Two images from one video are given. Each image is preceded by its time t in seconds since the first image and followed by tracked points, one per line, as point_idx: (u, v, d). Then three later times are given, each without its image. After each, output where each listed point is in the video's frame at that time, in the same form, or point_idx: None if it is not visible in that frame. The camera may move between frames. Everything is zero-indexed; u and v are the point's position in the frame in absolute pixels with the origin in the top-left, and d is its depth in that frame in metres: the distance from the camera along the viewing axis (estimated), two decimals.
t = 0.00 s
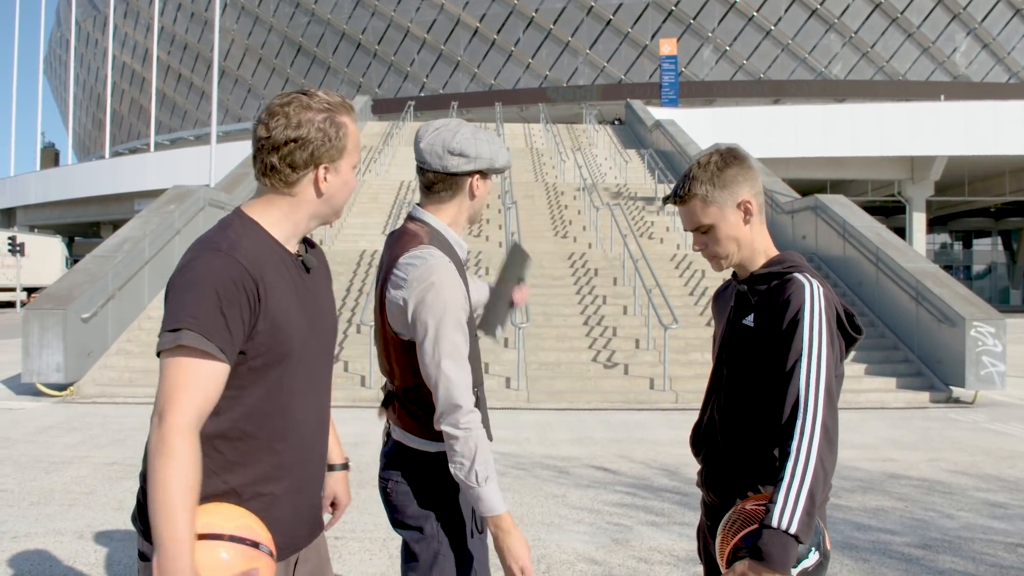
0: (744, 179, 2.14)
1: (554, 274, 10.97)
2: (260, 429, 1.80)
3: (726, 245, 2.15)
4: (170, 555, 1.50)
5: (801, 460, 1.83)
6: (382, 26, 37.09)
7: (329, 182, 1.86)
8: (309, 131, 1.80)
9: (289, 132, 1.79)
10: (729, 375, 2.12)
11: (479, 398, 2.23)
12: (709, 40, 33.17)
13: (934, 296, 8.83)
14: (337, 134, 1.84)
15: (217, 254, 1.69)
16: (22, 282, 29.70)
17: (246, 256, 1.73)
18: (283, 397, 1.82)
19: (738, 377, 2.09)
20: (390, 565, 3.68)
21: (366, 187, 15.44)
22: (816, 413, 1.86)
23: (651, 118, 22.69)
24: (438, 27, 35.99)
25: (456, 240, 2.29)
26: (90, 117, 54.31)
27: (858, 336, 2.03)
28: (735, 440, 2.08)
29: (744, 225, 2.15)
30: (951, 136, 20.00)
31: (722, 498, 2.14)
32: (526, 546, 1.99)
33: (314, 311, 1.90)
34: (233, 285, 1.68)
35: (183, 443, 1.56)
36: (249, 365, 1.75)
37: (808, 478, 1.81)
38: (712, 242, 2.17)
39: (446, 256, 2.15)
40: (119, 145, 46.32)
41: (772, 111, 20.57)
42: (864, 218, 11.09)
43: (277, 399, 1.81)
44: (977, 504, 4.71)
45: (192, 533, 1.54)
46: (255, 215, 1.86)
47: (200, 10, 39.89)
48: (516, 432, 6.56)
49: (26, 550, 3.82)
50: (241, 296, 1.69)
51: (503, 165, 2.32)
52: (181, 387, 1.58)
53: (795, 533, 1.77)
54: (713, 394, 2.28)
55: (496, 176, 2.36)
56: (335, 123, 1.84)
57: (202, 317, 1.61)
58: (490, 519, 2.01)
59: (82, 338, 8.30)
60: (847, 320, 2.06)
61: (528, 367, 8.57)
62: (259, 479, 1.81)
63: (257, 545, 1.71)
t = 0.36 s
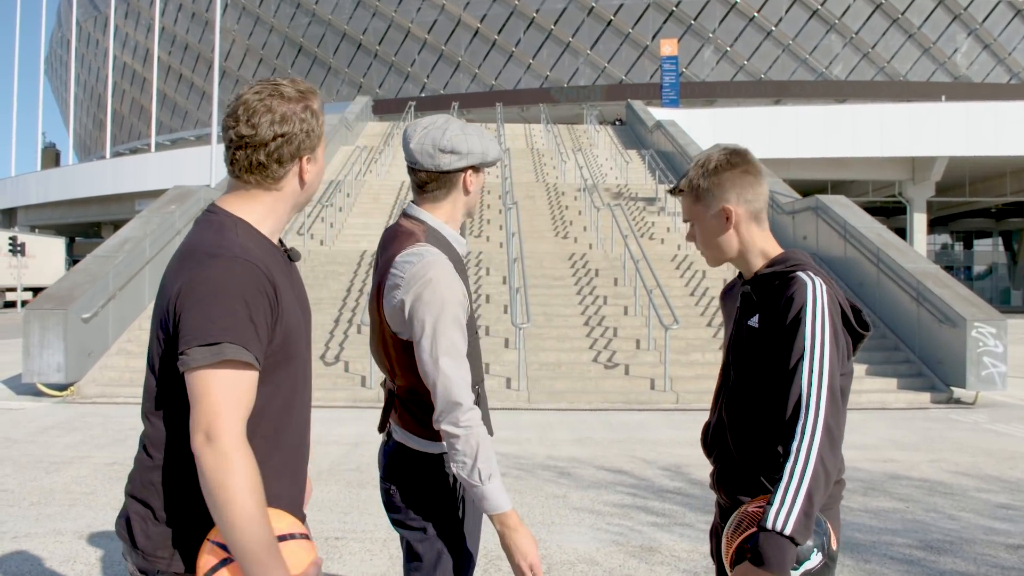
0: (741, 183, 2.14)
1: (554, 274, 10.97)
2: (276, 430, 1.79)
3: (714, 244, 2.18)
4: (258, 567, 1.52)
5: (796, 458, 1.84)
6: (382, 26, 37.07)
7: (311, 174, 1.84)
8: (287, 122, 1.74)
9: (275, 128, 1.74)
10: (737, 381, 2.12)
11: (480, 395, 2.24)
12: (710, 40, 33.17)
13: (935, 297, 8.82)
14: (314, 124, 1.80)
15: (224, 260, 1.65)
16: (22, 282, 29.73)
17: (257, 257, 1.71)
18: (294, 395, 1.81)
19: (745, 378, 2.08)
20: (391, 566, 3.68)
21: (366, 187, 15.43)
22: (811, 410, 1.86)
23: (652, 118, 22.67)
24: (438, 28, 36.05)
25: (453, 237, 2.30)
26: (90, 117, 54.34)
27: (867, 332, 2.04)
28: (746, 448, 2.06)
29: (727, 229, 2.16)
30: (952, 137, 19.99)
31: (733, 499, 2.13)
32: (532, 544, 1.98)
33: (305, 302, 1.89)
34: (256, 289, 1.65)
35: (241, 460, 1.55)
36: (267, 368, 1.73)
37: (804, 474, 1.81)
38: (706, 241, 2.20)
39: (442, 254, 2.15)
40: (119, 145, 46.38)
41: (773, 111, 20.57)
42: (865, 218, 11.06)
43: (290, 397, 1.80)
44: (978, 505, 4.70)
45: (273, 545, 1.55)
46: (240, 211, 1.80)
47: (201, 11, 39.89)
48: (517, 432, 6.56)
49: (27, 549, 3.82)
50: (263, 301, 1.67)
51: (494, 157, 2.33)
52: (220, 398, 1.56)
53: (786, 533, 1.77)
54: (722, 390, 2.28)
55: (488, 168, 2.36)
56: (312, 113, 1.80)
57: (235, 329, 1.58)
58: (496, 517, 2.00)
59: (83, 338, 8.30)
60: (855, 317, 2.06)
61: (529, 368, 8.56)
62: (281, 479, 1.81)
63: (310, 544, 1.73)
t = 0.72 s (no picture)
0: (775, 176, 2.08)
1: (560, 271, 10.95)
2: (275, 428, 1.78)
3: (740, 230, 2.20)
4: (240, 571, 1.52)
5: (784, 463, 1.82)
6: (387, 23, 37.07)
7: (285, 163, 1.80)
8: (252, 112, 1.74)
9: (232, 113, 1.73)
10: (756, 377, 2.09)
11: (474, 394, 2.28)
12: (715, 37, 33.08)
13: (941, 293, 8.80)
14: (288, 111, 1.77)
15: (213, 258, 1.64)
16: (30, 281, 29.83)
17: (246, 255, 1.69)
18: (293, 393, 1.81)
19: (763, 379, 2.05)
20: (397, 563, 3.67)
21: (371, 184, 15.44)
22: (808, 418, 1.83)
23: (658, 115, 22.64)
24: (443, 25, 36.00)
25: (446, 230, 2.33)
26: (96, 116, 54.46)
27: (896, 336, 2.01)
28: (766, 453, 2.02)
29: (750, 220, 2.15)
30: (958, 133, 19.89)
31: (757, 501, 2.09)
32: (524, 535, 1.97)
33: (302, 298, 1.89)
34: (244, 288, 1.64)
35: (228, 463, 1.54)
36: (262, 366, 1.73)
37: (784, 479, 1.80)
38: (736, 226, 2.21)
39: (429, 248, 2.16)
40: (125, 144, 46.46)
41: (778, 106, 20.53)
42: (872, 214, 11.01)
43: (287, 395, 1.79)
44: (987, 502, 4.68)
45: (257, 549, 1.54)
46: (230, 209, 1.79)
47: (206, 9, 39.95)
48: (523, 430, 6.54)
49: (36, 547, 3.83)
50: (253, 298, 1.65)
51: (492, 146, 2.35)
52: (209, 400, 1.55)
53: (750, 540, 1.77)
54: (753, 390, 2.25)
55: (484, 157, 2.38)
56: (286, 99, 1.77)
57: (222, 330, 1.57)
58: (487, 511, 1.99)
59: (89, 336, 8.33)
60: (883, 323, 2.03)
61: (533, 367, 8.56)
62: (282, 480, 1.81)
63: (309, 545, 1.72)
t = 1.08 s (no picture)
0: (826, 171, 1.94)
1: (561, 271, 10.94)
2: (251, 431, 1.78)
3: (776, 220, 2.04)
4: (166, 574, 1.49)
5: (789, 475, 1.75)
6: (388, 24, 37.11)
7: (245, 153, 1.84)
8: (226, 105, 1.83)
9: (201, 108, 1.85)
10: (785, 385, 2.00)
11: (465, 396, 2.32)
12: (716, 36, 33.08)
13: (942, 293, 8.78)
14: (250, 103, 1.83)
15: (183, 254, 1.66)
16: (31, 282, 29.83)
17: (217, 253, 1.71)
18: (273, 396, 1.81)
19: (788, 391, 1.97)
20: (398, 564, 3.67)
21: (371, 185, 15.44)
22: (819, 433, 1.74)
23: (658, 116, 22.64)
24: (444, 25, 36.04)
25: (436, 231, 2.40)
26: (96, 117, 54.49)
27: (926, 355, 1.86)
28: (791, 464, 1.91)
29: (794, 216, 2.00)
30: (959, 132, 19.86)
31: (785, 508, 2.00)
32: (502, 530, 2.04)
33: (295, 302, 1.91)
34: (206, 284, 1.64)
35: (170, 461, 1.53)
36: (231, 365, 1.73)
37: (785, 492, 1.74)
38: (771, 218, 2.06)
39: (414, 246, 2.26)
40: (126, 145, 46.48)
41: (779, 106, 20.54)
42: (874, 214, 10.97)
43: (265, 398, 1.79)
44: (989, 502, 4.66)
45: (188, 551, 1.52)
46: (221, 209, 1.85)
47: (207, 10, 39.99)
48: (523, 430, 6.54)
49: (37, 548, 3.83)
50: (215, 298, 1.66)
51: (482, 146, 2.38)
52: (165, 393, 1.56)
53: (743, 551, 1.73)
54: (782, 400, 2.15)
55: (469, 159, 2.39)
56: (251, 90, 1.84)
57: (177, 326, 1.57)
58: (465, 507, 2.05)
59: (91, 336, 8.33)
60: (918, 335, 1.88)
61: (533, 366, 8.57)
62: (253, 484, 1.80)
63: (257, 553, 1.69)
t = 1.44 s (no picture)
0: (874, 173, 1.95)
1: (561, 271, 10.93)
2: (245, 429, 1.78)
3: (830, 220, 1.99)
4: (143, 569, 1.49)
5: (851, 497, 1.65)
6: (387, 23, 37.10)
7: (275, 161, 1.82)
8: (244, 107, 1.78)
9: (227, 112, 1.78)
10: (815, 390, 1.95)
11: (459, 394, 2.33)
12: (715, 36, 33.08)
13: (941, 293, 8.77)
14: (282, 111, 1.80)
15: (176, 253, 1.67)
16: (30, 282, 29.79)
17: (208, 253, 1.70)
18: (266, 397, 1.80)
19: (819, 399, 1.92)
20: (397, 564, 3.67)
21: (371, 184, 15.43)
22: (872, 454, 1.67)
23: (658, 115, 22.64)
24: (443, 24, 36.04)
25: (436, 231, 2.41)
26: (96, 117, 54.50)
27: (963, 364, 1.83)
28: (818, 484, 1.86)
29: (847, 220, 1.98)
30: (958, 132, 19.86)
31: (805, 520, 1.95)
32: (475, 531, 2.08)
33: (297, 305, 1.90)
34: (194, 283, 1.64)
35: (152, 457, 1.54)
36: (222, 365, 1.74)
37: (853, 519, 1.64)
38: (819, 221, 2.00)
39: (408, 243, 2.28)
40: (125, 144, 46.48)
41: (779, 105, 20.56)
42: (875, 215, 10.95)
43: (258, 398, 1.79)
44: (989, 502, 4.66)
45: (166, 547, 1.52)
46: (226, 213, 1.84)
47: (206, 9, 39.98)
48: (523, 430, 6.54)
49: (36, 547, 3.83)
50: (204, 297, 1.65)
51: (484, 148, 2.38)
52: (153, 393, 1.57)
53: None
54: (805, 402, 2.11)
55: (470, 161, 2.39)
56: (279, 99, 1.80)
57: (163, 325, 1.58)
58: (438, 507, 2.08)
59: (90, 336, 8.32)
60: (954, 346, 1.85)
61: (532, 366, 8.57)
62: (247, 485, 1.80)
63: (240, 554, 1.68)
